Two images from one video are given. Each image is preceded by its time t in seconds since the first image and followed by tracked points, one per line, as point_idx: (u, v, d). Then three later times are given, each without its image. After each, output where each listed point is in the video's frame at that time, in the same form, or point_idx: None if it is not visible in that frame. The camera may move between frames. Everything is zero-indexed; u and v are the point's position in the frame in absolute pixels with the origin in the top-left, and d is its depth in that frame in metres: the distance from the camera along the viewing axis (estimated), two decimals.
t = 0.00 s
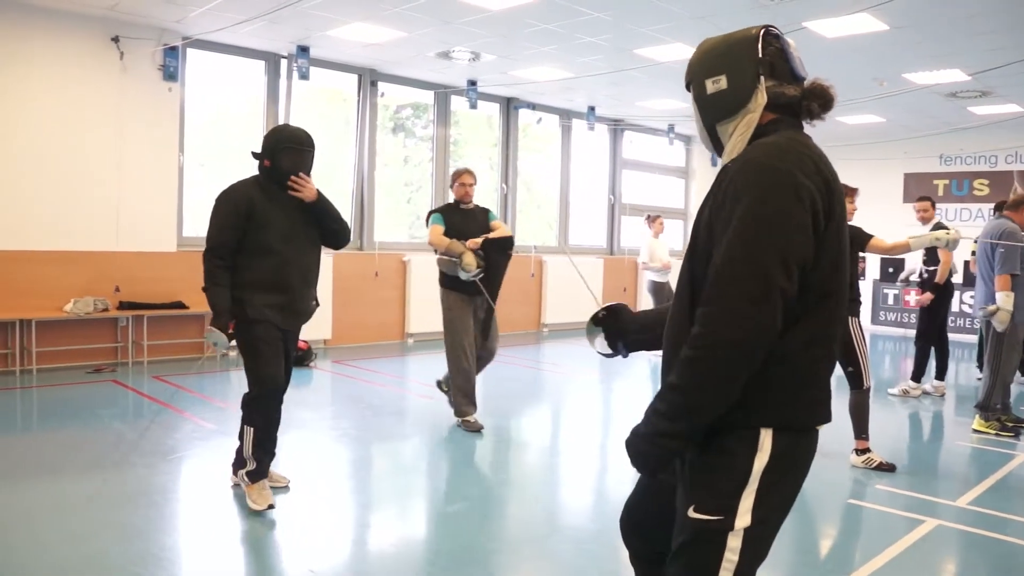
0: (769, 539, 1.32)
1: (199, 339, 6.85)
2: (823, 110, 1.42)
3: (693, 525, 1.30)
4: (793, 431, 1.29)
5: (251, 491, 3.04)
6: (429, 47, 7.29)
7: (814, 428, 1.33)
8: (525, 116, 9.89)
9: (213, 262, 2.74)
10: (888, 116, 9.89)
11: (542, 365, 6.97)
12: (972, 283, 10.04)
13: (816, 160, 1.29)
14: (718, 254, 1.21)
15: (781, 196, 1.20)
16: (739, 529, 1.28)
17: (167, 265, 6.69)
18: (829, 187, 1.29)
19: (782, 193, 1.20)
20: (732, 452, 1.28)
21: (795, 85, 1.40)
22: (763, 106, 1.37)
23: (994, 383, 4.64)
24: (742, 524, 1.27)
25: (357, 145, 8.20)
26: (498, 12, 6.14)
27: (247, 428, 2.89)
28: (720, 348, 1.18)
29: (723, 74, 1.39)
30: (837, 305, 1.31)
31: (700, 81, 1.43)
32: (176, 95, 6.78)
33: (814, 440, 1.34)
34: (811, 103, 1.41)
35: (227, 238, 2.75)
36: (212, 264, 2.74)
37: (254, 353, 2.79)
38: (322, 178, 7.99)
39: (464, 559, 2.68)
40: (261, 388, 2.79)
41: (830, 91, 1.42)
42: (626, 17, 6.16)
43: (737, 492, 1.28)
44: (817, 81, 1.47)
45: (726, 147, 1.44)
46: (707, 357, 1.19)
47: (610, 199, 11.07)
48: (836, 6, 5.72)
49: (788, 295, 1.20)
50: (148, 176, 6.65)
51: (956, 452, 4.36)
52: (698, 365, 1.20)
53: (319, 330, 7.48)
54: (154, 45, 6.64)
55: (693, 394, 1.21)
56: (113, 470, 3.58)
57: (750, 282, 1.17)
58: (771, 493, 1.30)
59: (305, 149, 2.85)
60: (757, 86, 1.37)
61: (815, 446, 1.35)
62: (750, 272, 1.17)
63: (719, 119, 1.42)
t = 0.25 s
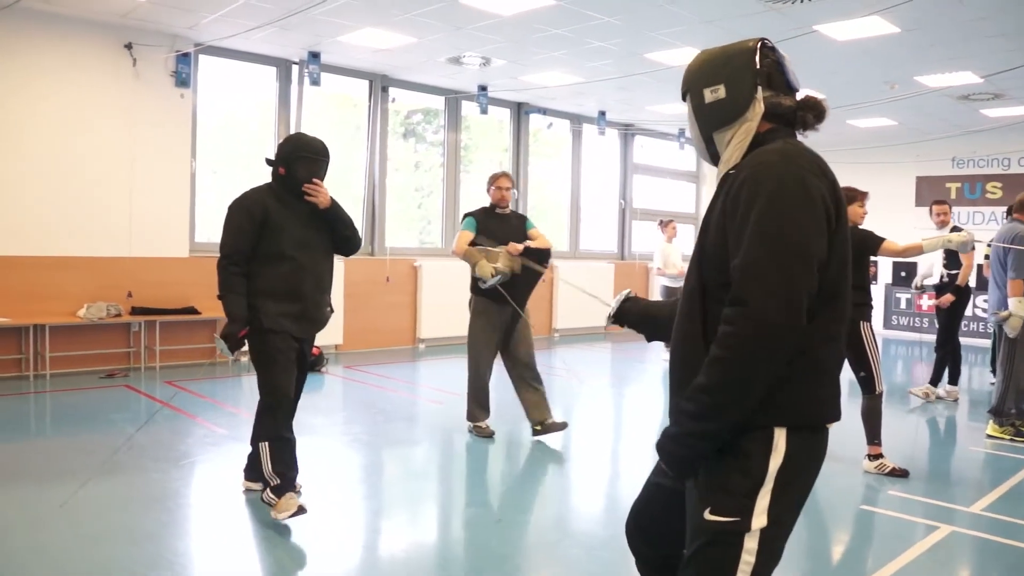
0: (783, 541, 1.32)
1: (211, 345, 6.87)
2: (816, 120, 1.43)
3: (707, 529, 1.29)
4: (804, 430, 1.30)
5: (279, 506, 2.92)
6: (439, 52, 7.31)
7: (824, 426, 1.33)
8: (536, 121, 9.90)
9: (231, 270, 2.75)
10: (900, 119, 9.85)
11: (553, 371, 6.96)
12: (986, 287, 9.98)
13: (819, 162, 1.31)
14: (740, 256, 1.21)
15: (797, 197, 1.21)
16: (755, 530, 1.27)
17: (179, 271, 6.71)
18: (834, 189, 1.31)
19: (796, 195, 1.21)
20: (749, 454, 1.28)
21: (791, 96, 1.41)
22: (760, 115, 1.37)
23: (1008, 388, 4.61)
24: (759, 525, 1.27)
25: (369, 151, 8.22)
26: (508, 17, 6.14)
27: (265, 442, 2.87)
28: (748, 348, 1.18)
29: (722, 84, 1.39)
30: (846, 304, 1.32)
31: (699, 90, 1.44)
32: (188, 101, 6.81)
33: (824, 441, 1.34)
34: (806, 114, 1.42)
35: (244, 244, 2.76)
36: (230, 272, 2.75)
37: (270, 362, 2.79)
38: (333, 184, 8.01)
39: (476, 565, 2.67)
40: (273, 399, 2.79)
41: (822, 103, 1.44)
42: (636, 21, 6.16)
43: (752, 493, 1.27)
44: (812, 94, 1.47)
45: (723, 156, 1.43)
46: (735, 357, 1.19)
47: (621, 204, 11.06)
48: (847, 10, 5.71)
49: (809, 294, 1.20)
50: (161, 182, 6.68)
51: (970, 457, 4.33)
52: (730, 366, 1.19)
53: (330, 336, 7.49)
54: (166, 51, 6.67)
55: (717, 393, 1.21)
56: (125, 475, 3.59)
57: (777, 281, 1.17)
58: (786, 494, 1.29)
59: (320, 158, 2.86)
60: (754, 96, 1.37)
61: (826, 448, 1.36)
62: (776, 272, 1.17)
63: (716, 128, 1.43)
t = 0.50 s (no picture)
0: (804, 540, 1.31)
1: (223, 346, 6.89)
2: (825, 121, 1.40)
3: (729, 528, 1.29)
4: (825, 427, 1.29)
5: (301, 522, 2.86)
6: (451, 55, 7.31)
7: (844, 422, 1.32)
8: (547, 123, 9.90)
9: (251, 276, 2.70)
10: (912, 121, 9.81)
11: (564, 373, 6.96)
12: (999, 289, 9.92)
13: (832, 160, 1.31)
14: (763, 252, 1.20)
15: (814, 192, 1.21)
16: (775, 529, 1.27)
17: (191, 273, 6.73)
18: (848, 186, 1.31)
19: (815, 191, 1.21)
20: (770, 454, 1.27)
21: (797, 95, 1.39)
22: (764, 115, 1.37)
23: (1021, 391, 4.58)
24: (780, 523, 1.27)
25: (380, 153, 8.23)
26: (519, 19, 6.15)
27: (283, 456, 2.84)
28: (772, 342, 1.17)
29: (727, 83, 1.39)
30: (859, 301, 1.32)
31: (706, 89, 1.44)
32: (200, 104, 6.83)
33: (844, 439, 1.34)
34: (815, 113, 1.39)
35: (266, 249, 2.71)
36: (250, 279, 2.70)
37: (290, 373, 2.77)
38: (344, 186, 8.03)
39: (487, 567, 2.67)
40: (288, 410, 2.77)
41: (830, 102, 1.40)
42: (647, 23, 6.15)
43: (774, 491, 1.26)
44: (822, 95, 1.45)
45: (729, 155, 1.44)
46: (758, 351, 1.18)
47: (632, 206, 11.05)
48: (859, 11, 5.69)
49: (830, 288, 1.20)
50: (173, 185, 6.71)
51: (984, 460, 4.30)
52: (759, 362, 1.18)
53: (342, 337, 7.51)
54: (178, 54, 6.70)
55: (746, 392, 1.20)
56: (137, 476, 3.60)
57: (802, 274, 1.16)
58: (806, 492, 1.29)
59: (336, 159, 2.80)
60: (758, 95, 1.36)
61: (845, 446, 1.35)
62: (801, 265, 1.16)
63: (722, 126, 1.43)
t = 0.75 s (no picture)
0: (815, 547, 1.32)
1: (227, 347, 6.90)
2: (851, 123, 1.41)
3: (740, 535, 1.29)
4: (840, 440, 1.28)
5: (307, 524, 2.87)
6: (456, 56, 7.33)
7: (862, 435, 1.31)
8: (552, 124, 9.90)
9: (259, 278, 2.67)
10: (918, 121, 9.80)
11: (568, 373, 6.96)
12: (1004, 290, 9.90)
13: (843, 169, 1.28)
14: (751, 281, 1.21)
15: (808, 214, 1.20)
16: (785, 538, 1.28)
17: (196, 274, 6.75)
18: (858, 197, 1.29)
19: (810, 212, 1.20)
20: (781, 464, 1.27)
21: (824, 98, 1.39)
22: (791, 119, 1.37)
23: None
24: (789, 533, 1.27)
25: (384, 154, 8.24)
26: (524, 20, 6.15)
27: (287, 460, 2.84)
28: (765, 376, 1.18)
29: (752, 87, 1.39)
30: (873, 312, 1.30)
31: (729, 93, 1.43)
32: (206, 105, 6.85)
33: (860, 449, 1.33)
34: (840, 115, 1.40)
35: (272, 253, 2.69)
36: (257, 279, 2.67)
37: (297, 383, 2.75)
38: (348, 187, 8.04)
39: (491, 567, 2.68)
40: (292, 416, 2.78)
41: (856, 104, 1.41)
42: (652, 24, 6.15)
43: (783, 503, 1.27)
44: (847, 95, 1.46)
45: (754, 159, 1.43)
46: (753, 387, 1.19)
47: (636, 207, 11.05)
48: (866, 12, 5.68)
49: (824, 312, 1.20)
50: (178, 187, 6.73)
51: (988, 461, 4.29)
52: (744, 395, 1.20)
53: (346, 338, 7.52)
54: (183, 56, 6.71)
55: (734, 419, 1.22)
56: (142, 477, 3.61)
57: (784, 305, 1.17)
58: (819, 502, 1.29)
59: (342, 156, 2.80)
60: (786, 98, 1.36)
61: (862, 456, 1.34)
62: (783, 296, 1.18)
63: (747, 131, 1.42)
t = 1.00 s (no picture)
0: (809, 537, 1.33)
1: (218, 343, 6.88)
2: (852, 111, 1.41)
3: (733, 527, 1.31)
4: (833, 430, 1.29)
5: (298, 519, 2.87)
6: (445, 50, 7.31)
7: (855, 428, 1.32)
8: (541, 119, 9.89)
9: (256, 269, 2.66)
10: (906, 114, 9.83)
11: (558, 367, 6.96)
12: (993, 281, 9.95)
13: (852, 162, 1.28)
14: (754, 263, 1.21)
15: (815, 203, 1.20)
16: (778, 527, 1.28)
17: (186, 271, 6.73)
18: (865, 190, 1.29)
19: (817, 200, 1.20)
20: (774, 450, 1.28)
21: (825, 85, 1.40)
22: (792, 107, 1.37)
23: (1014, 381, 4.60)
24: (782, 522, 1.28)
25: (373, 149, 8.22)
26: (513, 15, 6.15)
27: (275, 458, 2.84)
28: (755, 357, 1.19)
29: (752, 74, 1.39)
30: (872, 305, 1.31)
31: (729, 81, 1.43)
32: (194, 102, 6.83)
33: (854, 441, 1.34)
34: (842, 103, 1.40)
35: (266, 249, 2.68)
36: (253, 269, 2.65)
37: (288, 378, 2.76)
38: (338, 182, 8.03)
39: (483, 561, 2.68)
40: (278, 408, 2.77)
41: (859, 91, 1.41)
42: (641, 17, 6.15)
43: (776, 490, 1.28)
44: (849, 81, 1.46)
45: (755, 147, 1.43)
46: (743, 367, 1.20)
47: (627, 200, 11.06)
48: (855, 4, 5.69)
49: (825, 301, 1.20)
50: (167, 183, 6.71)
51: (978, 451, 4.32)
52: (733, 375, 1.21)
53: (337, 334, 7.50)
54: (171, 52, 6.68)
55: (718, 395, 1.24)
56: (133, 474, 3.60)
57: (786, 291, 1.18)
58: (812, 491, 1.29)
59: (333, 151, 2.77)
60: (787, 86, 1.37)
61: (855, 448, 1.35)
62: (787, 282, 1.18)
63: (747, 119, 1.42)
